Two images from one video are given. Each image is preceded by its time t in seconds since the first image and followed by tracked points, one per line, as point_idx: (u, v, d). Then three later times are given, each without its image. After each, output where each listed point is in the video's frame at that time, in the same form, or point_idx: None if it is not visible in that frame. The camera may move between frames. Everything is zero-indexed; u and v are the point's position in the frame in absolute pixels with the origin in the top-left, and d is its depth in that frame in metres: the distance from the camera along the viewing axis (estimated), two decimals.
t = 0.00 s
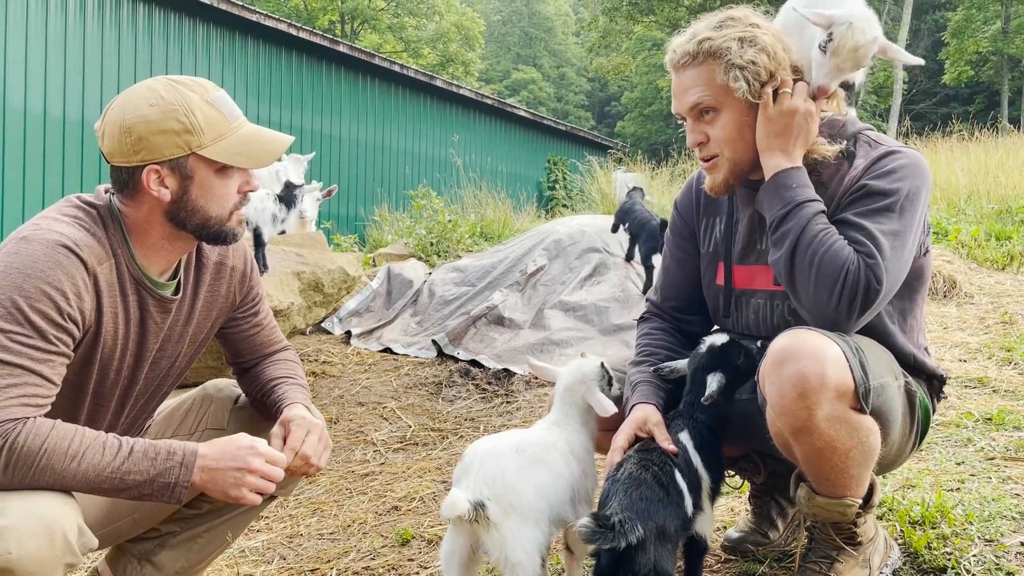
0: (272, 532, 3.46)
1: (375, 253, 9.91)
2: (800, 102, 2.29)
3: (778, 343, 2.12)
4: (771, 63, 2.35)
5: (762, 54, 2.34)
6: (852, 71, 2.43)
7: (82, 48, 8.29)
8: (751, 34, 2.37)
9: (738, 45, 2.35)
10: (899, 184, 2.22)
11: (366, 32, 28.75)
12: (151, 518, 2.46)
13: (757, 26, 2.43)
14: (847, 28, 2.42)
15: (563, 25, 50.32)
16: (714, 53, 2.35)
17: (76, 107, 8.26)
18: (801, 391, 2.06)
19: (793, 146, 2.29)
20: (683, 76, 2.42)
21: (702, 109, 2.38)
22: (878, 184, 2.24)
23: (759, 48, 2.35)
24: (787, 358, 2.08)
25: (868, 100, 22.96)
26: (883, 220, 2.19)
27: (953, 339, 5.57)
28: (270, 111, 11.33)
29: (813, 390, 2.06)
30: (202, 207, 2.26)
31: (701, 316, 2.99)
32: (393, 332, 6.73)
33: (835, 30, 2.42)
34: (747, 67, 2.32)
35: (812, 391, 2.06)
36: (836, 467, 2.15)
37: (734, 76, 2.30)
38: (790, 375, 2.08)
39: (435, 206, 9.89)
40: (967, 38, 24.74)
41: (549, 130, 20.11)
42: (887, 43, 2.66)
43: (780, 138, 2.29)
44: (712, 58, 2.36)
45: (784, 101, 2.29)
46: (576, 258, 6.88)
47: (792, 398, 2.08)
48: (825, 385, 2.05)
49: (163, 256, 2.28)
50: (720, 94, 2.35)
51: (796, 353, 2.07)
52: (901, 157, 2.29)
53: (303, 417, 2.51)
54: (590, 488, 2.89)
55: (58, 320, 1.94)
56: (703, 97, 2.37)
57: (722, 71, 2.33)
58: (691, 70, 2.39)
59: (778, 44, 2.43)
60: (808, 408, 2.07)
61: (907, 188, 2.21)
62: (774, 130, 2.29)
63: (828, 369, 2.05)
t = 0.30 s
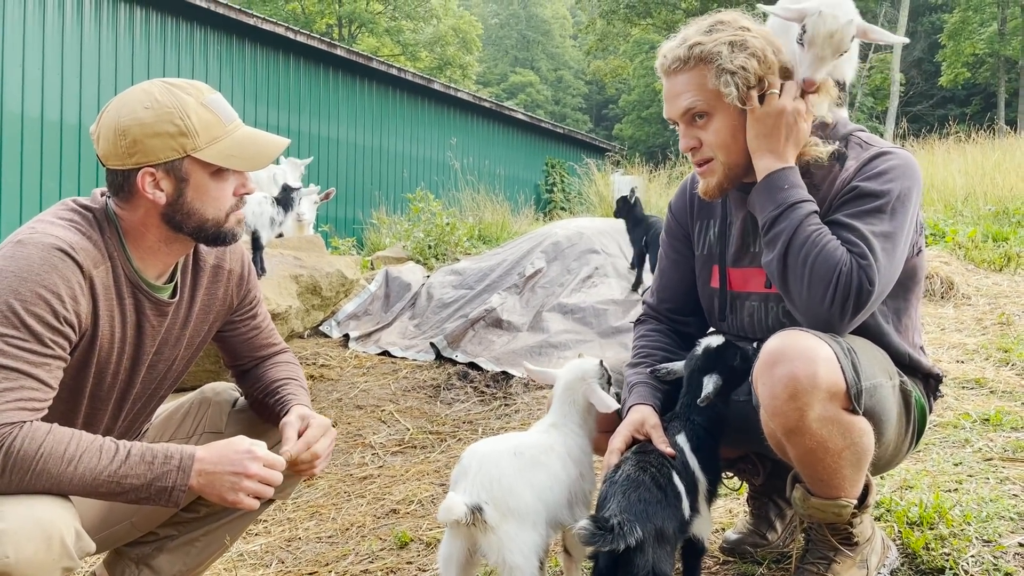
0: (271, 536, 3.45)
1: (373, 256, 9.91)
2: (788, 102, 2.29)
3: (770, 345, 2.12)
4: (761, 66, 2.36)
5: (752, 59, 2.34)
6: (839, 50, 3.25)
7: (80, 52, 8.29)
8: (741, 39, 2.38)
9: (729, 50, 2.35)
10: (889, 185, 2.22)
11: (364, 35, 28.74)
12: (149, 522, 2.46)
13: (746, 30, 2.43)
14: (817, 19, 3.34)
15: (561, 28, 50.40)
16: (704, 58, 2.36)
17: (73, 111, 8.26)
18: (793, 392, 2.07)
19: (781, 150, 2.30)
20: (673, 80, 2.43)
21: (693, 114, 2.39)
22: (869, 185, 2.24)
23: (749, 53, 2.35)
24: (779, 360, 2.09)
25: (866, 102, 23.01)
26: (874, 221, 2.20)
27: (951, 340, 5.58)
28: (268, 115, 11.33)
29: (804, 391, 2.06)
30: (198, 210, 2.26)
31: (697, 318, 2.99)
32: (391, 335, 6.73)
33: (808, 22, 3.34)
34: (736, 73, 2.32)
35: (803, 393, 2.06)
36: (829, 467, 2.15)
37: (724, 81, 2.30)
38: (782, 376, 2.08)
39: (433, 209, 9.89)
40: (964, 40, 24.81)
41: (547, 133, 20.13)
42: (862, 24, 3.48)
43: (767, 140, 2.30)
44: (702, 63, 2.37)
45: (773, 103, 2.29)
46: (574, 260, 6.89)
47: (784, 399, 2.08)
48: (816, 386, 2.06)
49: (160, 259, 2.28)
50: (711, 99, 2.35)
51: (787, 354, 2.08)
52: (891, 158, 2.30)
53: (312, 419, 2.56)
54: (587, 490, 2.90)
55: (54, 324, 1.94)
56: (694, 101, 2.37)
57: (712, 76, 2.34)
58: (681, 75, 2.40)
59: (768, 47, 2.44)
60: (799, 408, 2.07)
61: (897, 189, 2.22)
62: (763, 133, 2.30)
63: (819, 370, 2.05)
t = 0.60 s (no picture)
0: (268, 539, 3.45)
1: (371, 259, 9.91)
2: (785, 103, 2.28)
3: (767, 348, 2.12)
4: (755, 68, 2.36)
5: (745, 62, 2.34)
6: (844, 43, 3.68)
7: (77, 56, 8.29)
8: (734, 42, 2.38)
9: (722, 52, 2.36)
10: (885, 186, 2.23)
11: (361, 39, 28.72)
12: (146, 526, 2.45)
13: (741, 33, 2.44)
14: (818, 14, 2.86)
15: (557, 31, 50.45)
16: (698, 59, 2.37)
17: (70, 115, 8.26)
18: (791, 395, 2.07)
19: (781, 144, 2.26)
20: (666, 82, 2.44)
21: (686, 114, 2.39)
22: (864, 187, 2.24)
23: (742, 56, 2.36)
24: (776, 363, 2.09)
25: (862, 105, 23.06)
26: (873, 224, 2.20)
27: (948, 342, 5.59)
28: (265, 119, 11.34)
29: (802, 395, 2.06)
30: (196, 213, 2.26)
31: (693, 321, 2.99)
32: (388, 338, 6.72)
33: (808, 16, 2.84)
34: (729, 75, 2.32)
35: (801, 396, 2.06)
36: (827, 470, 2.15)
37: (718, 83, 2.31)
38: (780, 379, 2.08)
39: (430, 212, 9.89)
40: (960, 43, 24.90)
41: (544, 136, 20.14)
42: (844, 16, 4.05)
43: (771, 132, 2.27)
44: (695, 65, 2.37)
45: (769, 103, 2.29)
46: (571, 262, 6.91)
47: (782, 402, 2.08)
48: (814, 390, 2.05)
49: (157, 263, 2.28)
50: (705, 100, 2.36)
51: (784, 357, 2.08)
52: (884, 158, 2.30)
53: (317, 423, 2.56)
54: (585, 492, 2.89)
55: (52, 327, 1.94)
56: (687, 102, 2.38)
57: (706, 78, 2.34)
58: (674, 76, 2.41)
59: (762, 49, 2.44)
60: (798, 411, 2.07)
61: (893, 190, 2.22)
62: (774, 125, 2.27)
63: (817, 373, 2.05)
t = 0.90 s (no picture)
0: (268, 543, 3.45)
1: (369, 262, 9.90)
2: (784, 109, 2.28)
3: (773, 348, 2.12)
4: (754, 76, 2.36)
5: (743, 70, 2.34)
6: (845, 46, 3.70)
7: (75, 58, 8.28)
8: (732, 50, 2.38)
9: (720, 61, 2.35)
10: (888, 189, 2.24)
11: (358, 41, 28.75)
12: (147, 529, 2.44)
13: (741, 39, 2.44)
14: (825, 20, 2.46)
15: (554, 33, 50.52)
16: (696, 67, 2.37)
17: (68, 118, 8.25)
18: (796, 395, 2.07)
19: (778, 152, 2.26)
20: (666, 88, 2.44)
21: (684, 120, 2.40)
22: (869, 190, 2.25)
23: (741, 64, 2.35)
24: (782, 362, 2.09)
25: (859, 107, 23.11)
26: (878, 226, 2.20)
27: (947, 344, 5.60)
28: (262, 121, 11.34)
29: (807, 394, 2.06)
30: (198, 216, 2.26)
31: (693, 324, 3.00)
32: (387, 340, 6.72)
33: (816, 26, 2.47)
34: (728, 83, 2.32)
35: (806, 396, 2.06)
36: (830, 470, 2.15)
37: (716, 92, 2.31)
38: (785, 378, 2.08)
39: (428, 215, 9.89)
40: (956, 46, 24.97)
41: (542, 139, 20.17)
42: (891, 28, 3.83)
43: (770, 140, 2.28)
44: (694, 73, 2.38)
45: (770, 109, 2.29)
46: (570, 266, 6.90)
47: (787, 402, 2.08)
48: (819, 389, 2.06)
49: (159, 266, 2.28)
50: (703, 106, 2.36)
51: (790, 357, 2.08)
52: (887, 161, 2.31)
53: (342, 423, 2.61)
54: (589, 496, 2.88)
55: (53, 330, 1.94)
56: (685, 108, 2.38)
57: (704, 86, 2.34)
58: (673, 83, 2.41)
59: (762, 54, 2.44)
60: (803, 411, 2.07)
61: (897, 193, 2.23)
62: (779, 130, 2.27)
63: (822, 373, 2.06)
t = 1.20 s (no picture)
0: (269, 544, 3.44)
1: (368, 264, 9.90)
2: (790, 109, 2.29)
3: (773, 350, 2.13)
4: (760, 75, 2.37)
5: (749, 69, 2.35)
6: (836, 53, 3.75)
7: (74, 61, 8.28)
8: (737, 50, 2.39)
9: (725, 60, 2.36)
10: (891, 192, 2.24)
11: (356, 44, 28.80)
12: (148, 531, 2.44)
13: (745, 40, 2.45)
14: (841, 32, 2.36)
15: (553, 36, 50.59)
16: (701, 67, 2.38)
17: (66, 121, 8.25)
18: (796, 396, 2.07)
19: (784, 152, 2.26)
20: (670, 88, 2.45)
21: (689, 119, 2.40)
22: (871, 192, 2.26)
23: (746, 64, 2.35)
24: (782, 364, 2.09)
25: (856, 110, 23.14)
26: (880, 228, 2.21)
27: (946, 346, 5.61)
28: (261, 124, 11.35)
29: (807, 396, 2.07)
30: (201, 216, 2.26)
31: (696, 324, 3.00)
32: (387, 343, 6.72)
33: (831, 40, 2.35)
34: (733, 83, 2.33)
35: (806, 398, 2.07)
36: (831, 472, 2.16)
37: (721, 90, 2.31)
38: (786, 380, 2.09)
39: (427, 217, 9.89)
40: (953, 48, 25.04)
41: (541, 142, 20.20)
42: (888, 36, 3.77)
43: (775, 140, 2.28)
44: (698, 72, 2.38)
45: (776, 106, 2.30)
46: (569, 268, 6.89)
47: (788, 404, 2.08)
48: (820, 391, 2.06)
49: (161, 266, 2.28)
50: (707, 105, 2.36)
51: (790, 358, 2.08)
52: (890, 163, 2.32)
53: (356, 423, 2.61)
54: (590, 496, 2.89)
55: (56, 330, 1.94)
56: (689, 107, 2.39)
57: (708, 85, 2.35)
58: (678, 83, 2.42)
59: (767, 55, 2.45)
60: (803, 413, 2.07)
61: (899, 195, 2.24)
62: (787, 127, 2.27)
63: (822, 375, 2.06)
